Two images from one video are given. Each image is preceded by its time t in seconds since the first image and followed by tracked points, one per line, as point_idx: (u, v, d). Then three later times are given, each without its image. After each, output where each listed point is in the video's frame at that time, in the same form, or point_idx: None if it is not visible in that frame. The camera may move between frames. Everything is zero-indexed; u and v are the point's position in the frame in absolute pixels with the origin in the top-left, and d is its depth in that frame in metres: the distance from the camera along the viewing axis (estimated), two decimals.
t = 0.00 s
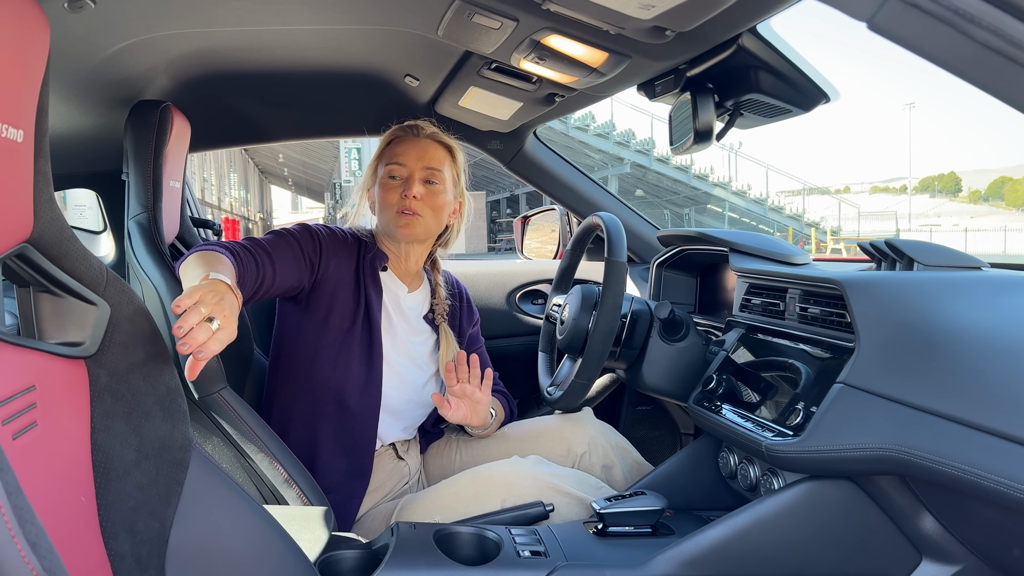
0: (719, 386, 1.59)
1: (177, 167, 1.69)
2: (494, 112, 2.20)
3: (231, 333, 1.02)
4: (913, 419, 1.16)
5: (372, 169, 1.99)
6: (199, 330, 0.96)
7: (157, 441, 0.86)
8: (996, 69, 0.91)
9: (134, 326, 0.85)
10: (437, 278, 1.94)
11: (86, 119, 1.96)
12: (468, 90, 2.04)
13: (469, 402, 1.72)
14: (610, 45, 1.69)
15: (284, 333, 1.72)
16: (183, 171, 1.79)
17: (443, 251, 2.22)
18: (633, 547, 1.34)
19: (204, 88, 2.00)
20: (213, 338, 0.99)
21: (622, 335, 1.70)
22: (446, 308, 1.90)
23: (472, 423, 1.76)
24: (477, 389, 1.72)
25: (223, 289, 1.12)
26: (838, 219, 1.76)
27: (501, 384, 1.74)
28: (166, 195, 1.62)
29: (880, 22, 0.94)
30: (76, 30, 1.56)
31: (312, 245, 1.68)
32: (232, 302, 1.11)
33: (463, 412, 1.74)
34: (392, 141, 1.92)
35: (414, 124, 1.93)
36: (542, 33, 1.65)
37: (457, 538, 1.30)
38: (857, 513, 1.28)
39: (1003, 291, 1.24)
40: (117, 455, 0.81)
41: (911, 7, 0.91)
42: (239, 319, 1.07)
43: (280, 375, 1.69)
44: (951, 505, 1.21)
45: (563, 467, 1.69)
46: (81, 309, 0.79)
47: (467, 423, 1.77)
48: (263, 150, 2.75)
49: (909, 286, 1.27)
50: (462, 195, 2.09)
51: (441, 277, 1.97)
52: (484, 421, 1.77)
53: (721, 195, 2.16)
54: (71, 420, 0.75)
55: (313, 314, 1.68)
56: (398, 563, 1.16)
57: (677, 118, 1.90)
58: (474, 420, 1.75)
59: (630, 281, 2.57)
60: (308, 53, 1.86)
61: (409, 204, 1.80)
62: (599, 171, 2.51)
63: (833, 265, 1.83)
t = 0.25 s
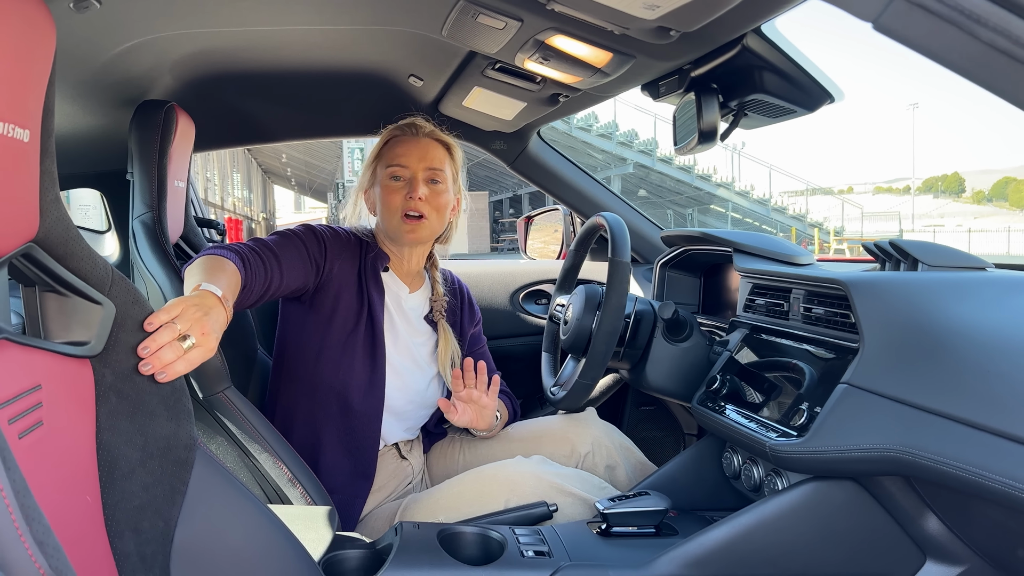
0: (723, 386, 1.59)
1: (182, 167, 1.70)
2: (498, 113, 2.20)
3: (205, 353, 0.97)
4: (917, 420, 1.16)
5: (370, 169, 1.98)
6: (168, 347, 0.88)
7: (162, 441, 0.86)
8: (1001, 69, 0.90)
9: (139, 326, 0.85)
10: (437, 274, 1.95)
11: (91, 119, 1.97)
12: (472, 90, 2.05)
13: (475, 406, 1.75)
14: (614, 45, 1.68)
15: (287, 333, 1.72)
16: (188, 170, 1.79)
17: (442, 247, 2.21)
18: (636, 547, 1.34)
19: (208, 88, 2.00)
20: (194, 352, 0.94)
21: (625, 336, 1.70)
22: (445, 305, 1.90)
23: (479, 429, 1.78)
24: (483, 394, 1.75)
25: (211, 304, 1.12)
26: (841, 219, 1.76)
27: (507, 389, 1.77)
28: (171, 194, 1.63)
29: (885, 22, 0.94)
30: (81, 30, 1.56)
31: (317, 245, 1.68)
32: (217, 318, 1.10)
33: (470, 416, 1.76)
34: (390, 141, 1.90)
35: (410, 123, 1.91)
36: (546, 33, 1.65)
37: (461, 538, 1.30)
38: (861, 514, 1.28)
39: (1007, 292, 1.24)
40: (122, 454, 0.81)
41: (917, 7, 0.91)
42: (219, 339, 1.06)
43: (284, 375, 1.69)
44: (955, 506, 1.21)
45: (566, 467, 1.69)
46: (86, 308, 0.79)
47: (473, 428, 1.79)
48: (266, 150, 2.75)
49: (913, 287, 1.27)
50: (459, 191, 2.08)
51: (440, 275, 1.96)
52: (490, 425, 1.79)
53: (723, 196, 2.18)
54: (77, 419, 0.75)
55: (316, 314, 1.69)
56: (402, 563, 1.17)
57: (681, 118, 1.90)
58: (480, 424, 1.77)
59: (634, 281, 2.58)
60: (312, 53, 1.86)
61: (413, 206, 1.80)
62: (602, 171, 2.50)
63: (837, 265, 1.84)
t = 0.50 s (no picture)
0: (725, 387, 1.59)
1: (185, 168, 1.70)
2: (500, 113, 2.20)
3: (208, 354, 0.97)
4: (920, 421, 1.15)
5: (366, 169, 1.98)
6: (171, 349, 0.89)
7: (165, 441, 0.87)
8: (1005, 70, 0.90)
9: (141, 327, 0.85)
10: (433, 270, 1.94)
11: (95, 120, 1.97)
12: (475, 91, 2.05)
13: (481, 415, 1.78)
14: (617, 46, 1.68)
15: (286, 333, 1.72)
16: (190, 171, 1.79)
17: (439, 245, 2.20)
18: (638, 548, 1.34)
19: (211, 89, 2.00)
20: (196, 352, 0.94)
21: (628, 336, 1.69)
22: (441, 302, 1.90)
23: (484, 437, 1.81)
24: (488, 403, 1.78)
25: (213, 305, 1.12)
26: (843, 220, 1.75)
27: (511, 399, 1.81)
28: (174, 195, 1.63)
29: (888, 25, 0.94)
30: (84, 31, 1.57)
31: (316, 245, 1.68)
32: (219, 319, 1.10)
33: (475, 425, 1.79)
34: (384, 141, 1.90)
35: (405, 122, 1.91)
36: (549, 34, 1.65)
37: (463, 538, 1.30)
38: (863, 515, 1.28)
39: (1012, 293, 1.24)
40: (126, 455, 0.81)
41: (920, 9, 0.91)
42: (222, 339, 1.06)
43: (283, 374, 1.69)
44: (958, 507, 1.21)
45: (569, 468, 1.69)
46: (89, 309, 0.80)
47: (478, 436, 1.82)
48: (269, 150, 2.75)
49: (916, 288, 1.27)
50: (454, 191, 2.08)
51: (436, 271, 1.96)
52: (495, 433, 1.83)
53: (726, 196, 2.16)
54: (81, 420, 0.76)
55: (315, 314, 1.69)
56: (405, 564, 1.17)
57: (684, 119, 1.90)
58: (485, 432, 1.80)
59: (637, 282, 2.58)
60: (315, 54, 1.87)
61: (410, 207, 1.81)
62: (604, 171, 2.50)
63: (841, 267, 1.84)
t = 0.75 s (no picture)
0: (727, 387, 1.59)
1: (187, 167, 1.70)
2: (502, 113, 2.20)
3: (229, 356, 0.98)
4: (922, 422, 1.15)
5: (360, 167, 1.98)
6: (191, 355, 0.91)
7: (166, 440, 0.86)
8: (1007, 69, 0.90)
9: (142, 326, 0.85)
10: (429, 267, 1.94)
11: (96, 119, 1.97)
12: (476, 90, 2.05)
13: (484, 421, 1.81)
14: (619, 45, 1.68)
15: (282, 333, 1.72)
16: (192, 170, 1.80)
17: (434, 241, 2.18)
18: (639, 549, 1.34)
19: (213, 88, 2.00)
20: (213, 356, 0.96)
21: (629, 336, 1.69)
22: (437, 299, 1.90)
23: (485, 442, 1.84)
24: (491, 409, 1.82)
25: (233, 305, 1.12)
26: (845, 220, 1.75)
27: (514, 405, 1.85)
28: (175, 194, 1.63)
29: (891, 23, 0.94)
30: (87, 30, 1.57)
31: (312, 244, 1.68)
32: (240, 319, 1.11)
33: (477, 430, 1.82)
34: (378, 140, 1.90)
35: (398, 120, 1.90)
36: (551, 34, 1.65)
37: (464, 538, 1.30)
38: (864, 516, 1.27)
39: (1014, 293, 1.23)
40: (127, 454, 0.81)
41: (923, 8, 0.91)
42: (243, 340, 1.06)
43: (280, 374, 1.69)
44: (960, 508, 1.20)
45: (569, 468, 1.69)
46: (91, 308, 0.80)
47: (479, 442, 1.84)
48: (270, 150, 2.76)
49: (918, 288, 1.26)
50: (447, 187, 2.05)
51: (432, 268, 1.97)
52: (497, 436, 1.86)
53: (727, 196, 2.16)
54: (81, 419, 0.75)
55: (312, 312, 1.69)
56: (406, 563, 1.16)
57: (686, 119, 1.90)
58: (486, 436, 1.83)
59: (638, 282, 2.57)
60: (317, 54, 1.87)
61: (404, 206, 1.81)
62: (606, 171, 2.50)
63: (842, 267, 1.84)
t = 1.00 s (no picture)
0: (728, 387, 1.59)
1: (187, 167, 1.70)
2: (503, 113, 2.20)
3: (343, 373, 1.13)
4: (923, 423, 1.15)
5: (358, 168, 1.97)
6: (315, 395, 1.10)
7: (167, 441, 0.86)
8: (1010, 70, 0.90)
9: (143, 326, 0.85)
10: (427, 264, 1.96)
11: (97, 119, 1.97)
12: (477, 90, 2.04)
13: (477, 423, 1.76)
14: (620, 45, 1.68)
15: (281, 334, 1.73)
16: (192, 170, 1.79)
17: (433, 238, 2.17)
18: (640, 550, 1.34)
19: (214, 88, 2.00)
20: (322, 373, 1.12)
21: (630, 337, 1.69)
22: (437, 291, 1.92)
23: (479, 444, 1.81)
24: (483, 411, 1.77)
25: (318, 323, 1.22)
26: (846, 220, 1.75)
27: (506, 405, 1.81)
28: (176, 194, 1.63)
29: (893, 23, 0.94)
30: (87, 30, 1.56)
31: (309, 245, 1.72)
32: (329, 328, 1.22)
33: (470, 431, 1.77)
34: (376, 144, 1.88)
35: (398, 124, 1.88)
36: (552, 34, 1.65)
37: (465, 539, 1.30)
38: (866, 517, 1.27)
39: (1017, 294, 1.23)
40: (127, 454, 0.81)
41: (925, 8, 0.91)
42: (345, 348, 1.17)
43: (279, 374, 1.70)
44: (961, 509, 1.20)
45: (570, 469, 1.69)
46: (91, 308, 0.80)
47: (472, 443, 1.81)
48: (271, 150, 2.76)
49: (919, 288, 1.26)
50: (446, 186, 2.04)
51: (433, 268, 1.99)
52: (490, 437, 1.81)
53: (728, 197, 2.15)
54: (81, 419, 0.75)
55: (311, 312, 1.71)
56: (407, 564, 1.16)
57: (688, 119, 1.90)
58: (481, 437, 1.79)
59: (639, 282, 2.57)
60: (318, 54, 1.86)
61: (402, 216, 1.81)
62: (607, 172, 2.50)
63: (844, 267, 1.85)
